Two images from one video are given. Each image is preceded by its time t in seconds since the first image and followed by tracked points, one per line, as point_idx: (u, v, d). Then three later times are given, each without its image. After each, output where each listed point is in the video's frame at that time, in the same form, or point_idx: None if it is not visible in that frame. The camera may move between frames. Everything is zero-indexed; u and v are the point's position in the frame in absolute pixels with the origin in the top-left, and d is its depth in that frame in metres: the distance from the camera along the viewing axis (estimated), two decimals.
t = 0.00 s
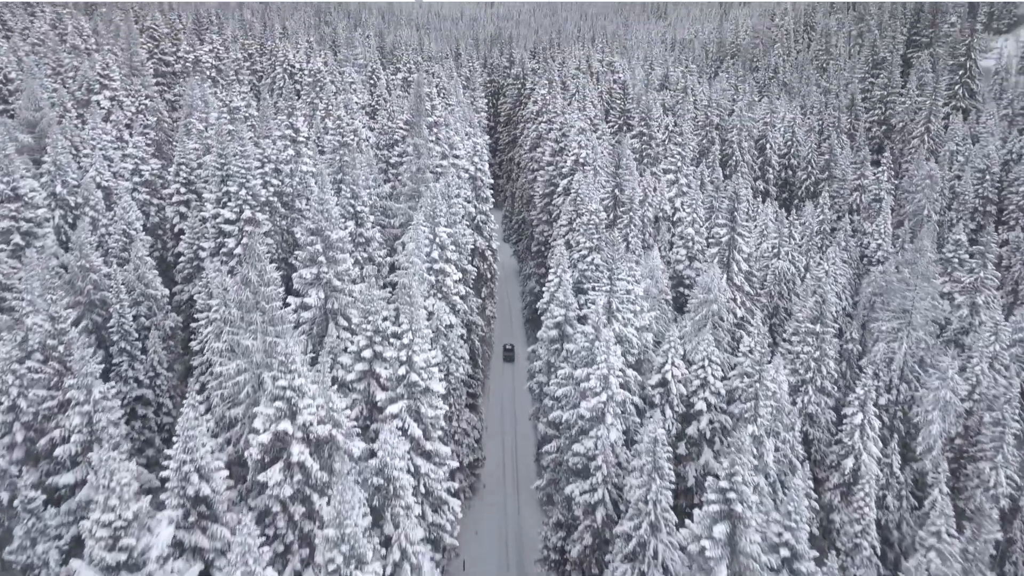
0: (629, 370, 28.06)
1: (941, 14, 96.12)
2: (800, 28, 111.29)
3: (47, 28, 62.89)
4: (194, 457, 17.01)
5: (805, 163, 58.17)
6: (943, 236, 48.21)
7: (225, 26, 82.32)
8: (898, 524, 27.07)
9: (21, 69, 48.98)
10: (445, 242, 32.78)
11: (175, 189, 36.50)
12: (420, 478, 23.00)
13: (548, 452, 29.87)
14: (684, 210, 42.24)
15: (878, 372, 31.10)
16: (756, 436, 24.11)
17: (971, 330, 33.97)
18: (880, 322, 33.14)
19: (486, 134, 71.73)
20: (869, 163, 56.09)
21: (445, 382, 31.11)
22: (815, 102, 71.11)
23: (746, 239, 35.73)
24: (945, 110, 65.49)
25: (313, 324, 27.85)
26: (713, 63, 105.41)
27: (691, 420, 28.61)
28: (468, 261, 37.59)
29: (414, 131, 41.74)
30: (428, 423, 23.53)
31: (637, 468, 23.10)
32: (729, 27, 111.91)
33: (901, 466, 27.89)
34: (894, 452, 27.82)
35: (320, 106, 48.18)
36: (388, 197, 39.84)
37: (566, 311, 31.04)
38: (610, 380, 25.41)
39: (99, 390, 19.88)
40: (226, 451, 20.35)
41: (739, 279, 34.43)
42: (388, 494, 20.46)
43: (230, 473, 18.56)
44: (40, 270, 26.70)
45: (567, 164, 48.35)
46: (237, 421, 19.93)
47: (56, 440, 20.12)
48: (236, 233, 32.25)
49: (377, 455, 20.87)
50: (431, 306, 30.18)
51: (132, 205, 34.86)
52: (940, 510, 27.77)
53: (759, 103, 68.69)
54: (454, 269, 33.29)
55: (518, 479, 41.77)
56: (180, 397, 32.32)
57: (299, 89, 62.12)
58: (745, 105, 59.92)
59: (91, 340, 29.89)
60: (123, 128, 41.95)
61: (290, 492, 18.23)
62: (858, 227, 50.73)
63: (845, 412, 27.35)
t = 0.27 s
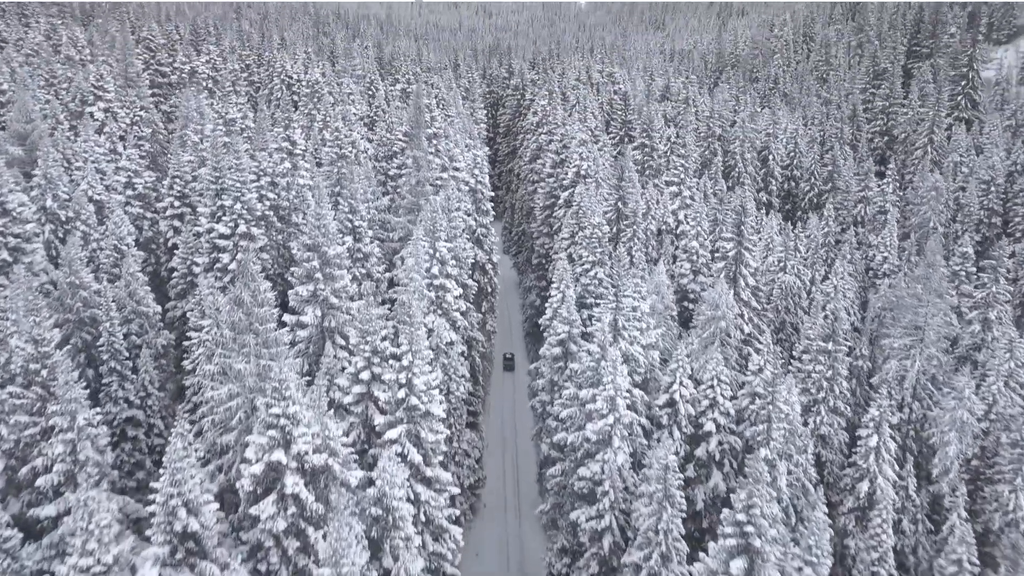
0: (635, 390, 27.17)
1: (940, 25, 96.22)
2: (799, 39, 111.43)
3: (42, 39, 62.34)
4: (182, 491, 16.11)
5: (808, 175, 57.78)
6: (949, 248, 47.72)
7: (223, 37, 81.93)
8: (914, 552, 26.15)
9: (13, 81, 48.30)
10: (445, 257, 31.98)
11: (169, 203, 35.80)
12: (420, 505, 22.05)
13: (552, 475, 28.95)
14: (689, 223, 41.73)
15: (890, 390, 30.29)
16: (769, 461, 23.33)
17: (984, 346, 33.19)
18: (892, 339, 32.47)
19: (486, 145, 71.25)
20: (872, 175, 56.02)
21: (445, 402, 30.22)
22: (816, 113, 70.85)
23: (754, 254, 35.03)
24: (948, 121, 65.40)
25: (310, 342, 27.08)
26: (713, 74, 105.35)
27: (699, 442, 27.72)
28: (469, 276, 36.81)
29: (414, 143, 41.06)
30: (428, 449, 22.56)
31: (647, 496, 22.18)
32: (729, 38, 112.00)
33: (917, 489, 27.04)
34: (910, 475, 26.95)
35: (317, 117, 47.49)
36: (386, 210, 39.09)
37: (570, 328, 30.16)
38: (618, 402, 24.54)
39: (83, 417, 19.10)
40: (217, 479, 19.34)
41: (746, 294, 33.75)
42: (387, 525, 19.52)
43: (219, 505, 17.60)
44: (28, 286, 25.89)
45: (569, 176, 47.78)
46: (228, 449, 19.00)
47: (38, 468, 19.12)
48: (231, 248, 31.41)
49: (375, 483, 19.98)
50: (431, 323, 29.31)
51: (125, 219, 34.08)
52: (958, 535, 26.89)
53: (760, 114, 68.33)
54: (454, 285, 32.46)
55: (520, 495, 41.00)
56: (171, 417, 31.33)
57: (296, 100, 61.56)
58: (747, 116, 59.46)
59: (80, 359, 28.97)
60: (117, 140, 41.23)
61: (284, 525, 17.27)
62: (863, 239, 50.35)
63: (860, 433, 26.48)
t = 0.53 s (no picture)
0: (644, 412, 26.08)
1: (940, 36, 96.29)
2: (798, 50, 111.49)
3: (35, 49, 61.53)
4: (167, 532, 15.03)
5: (812, 187, 57.38)
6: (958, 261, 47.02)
7: (220, 47, 81.30)
8: None
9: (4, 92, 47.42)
10: (446, 274, 31.00)
11: (161, 217, 35.01)
12: (421, 538, 20.91)
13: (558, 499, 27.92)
14: (695, 238, 41.13)
15: (905, 411, 29.29)
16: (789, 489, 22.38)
17: (1002, 364, 32.17)
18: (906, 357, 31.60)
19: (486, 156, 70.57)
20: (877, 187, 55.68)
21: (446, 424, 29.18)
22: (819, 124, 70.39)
23: (763, 269, 34.15)
24: (952, 132, 65.00)
25: (305, 363, 25.96)
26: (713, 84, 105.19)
27: (711, 466, 26.67)
28: (470, 291, 35.84)
29: (413, 155, 40.20)
30: (428, 478, 21.42)
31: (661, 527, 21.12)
32: (728, 48, 111.89)
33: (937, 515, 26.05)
34: (930, 501, 25.93)
35: (315, 129, 46.68)
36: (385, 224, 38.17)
37: (575, 347, 29.07)
38: (627, 427, 23.50)
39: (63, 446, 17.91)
40: (205, 513, 18.18)
41: (757, 311, 32.92)
42: (386, 562, 18.40)
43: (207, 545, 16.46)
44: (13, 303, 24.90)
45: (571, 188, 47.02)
46: (216, 481, 17.90)
47: (14, 503, 18.00)
48: (224, 264, 30.39)
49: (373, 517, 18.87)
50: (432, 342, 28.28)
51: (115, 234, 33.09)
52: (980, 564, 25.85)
53: (761, 126, 67.80)
54: (455, 302, 31.45)
55: (521, 511, 40.13)
56: (161, 440, 30.21)
57: (293, 111, 60.79)
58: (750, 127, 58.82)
59: (66, 381, 27.87)
60: (109, 152, 40.32)
61: (275, 567, 16.10)
62: (870, 253, 50.08)
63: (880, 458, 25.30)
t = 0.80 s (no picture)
0: (654, 432, 25.08)
1: (940, 45, 96.14)
2: (798, 58, 111.37)
3: (29, 58, 60.84)
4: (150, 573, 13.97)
5: (817, 196, 57.23)
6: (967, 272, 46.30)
7: (218, 56, 80.78)
8: None
9: None
10: (447, 287, 30.07)
11: (154, 229, 34.40)
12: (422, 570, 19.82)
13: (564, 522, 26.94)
14: (701, 250, 40.33)
15: (922, 429, 28.38)
16: (804, 516, 21.61)
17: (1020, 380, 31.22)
18: (921, 373, 30.71)
19: (486, 165, 69.93)
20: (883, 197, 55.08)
21: (449, 443, 28.23)
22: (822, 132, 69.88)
23: (773, 282, 33.29)
24: (957, 141, 64.58)
25: (301, 383, 24.96)
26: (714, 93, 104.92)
27: (723, 488, 25.69)
28: (471, 305, 34.92)
29: (413, 166, 39.37)
30: (430, 506, 20.35)
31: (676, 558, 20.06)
32: (728, 57, 111.69)
33: (960, 539, 25.02)
34: (953, 525, 24.94)
35: (312, 138, 45.89)
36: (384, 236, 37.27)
37: (581, 364, 28.13)
38: (638, 450, 22.50)
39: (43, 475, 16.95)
40: (194, 547, 17.12)
41: (766, 325, 32.08)
42: None
43: None
44: None
45: (574, 199, 46.19)
46: (209, 514, 16.88)
47: None
48: (218, 278, 29.46)
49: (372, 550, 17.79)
50: (434, 359, 27.32)
51: (106, 247, 32.19)
52: None
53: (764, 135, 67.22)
54: (456, 317, 30.48)
55: (525, 523, 39.33)
56: (152, 460, 29.14)
57: (291, 120, 60.06)
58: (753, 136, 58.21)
59: (53, 400, 26.86)
60: (101, 163, 39.48)
61: None
62: (877, 262, 50.16)
63: (901, 481, 24.25)
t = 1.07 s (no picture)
0: (663, 449, 24.26)
1: (942, 49, 95.78)
2: (799, 63, 111.02)
3: (23, 61, 60.08)
4: None
5: (821, 202, 57.29)
6: (976, 279, 45.61)
7: (215, 60, 80.12)
8: None
9: None
10: (448, 298, 29.26)
11: (147, 237, 33.54)
12: None
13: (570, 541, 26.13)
14: (706, 258, 39.56)
15: (937, 443, 27.61)
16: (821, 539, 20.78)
17: None
18: (935, 385, 29.94)
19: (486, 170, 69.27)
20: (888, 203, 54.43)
21: (450, 459, 27.42)
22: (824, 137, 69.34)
23: (782, 292, 32.49)
24: (961, 146, 64.03)
25: (297, 398, 24.04)
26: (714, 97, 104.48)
27: (734, 506, 24.86)
28: (473, 315, 34.15)
29: (413, 172, 38.59)
30: (432, 530, 19.48)
31: None
32: (729, 60, 111.27)
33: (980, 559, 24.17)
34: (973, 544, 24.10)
35: (310, 143, 45.11)
36: (383, 244, 36.47)
37: (586, 377, 27.36)
38: (647, 469, 21.66)
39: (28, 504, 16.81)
40: None
41: (776, 336, 31.27)
42: None
43: None
44: None
45: (577, 205, 45.47)
46: (198, 542, 16.02)
47: None
48: (212, 289, 28.64)
49: None
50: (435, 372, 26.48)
51: (98, 256, 31.37)
52: None
53: (766, 140, 66.75)
54: (458, 328, 29.67)
55: (528, 533, 39.08)
56: (144, 476, 28.26)
57: (289, 126, 59.37)
58: (756, 141, 57.60)
59: (41, 416, 25.99)
60: (93, 169, 38.72)
61: None
62: (883, 268, 49.59)
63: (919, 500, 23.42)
